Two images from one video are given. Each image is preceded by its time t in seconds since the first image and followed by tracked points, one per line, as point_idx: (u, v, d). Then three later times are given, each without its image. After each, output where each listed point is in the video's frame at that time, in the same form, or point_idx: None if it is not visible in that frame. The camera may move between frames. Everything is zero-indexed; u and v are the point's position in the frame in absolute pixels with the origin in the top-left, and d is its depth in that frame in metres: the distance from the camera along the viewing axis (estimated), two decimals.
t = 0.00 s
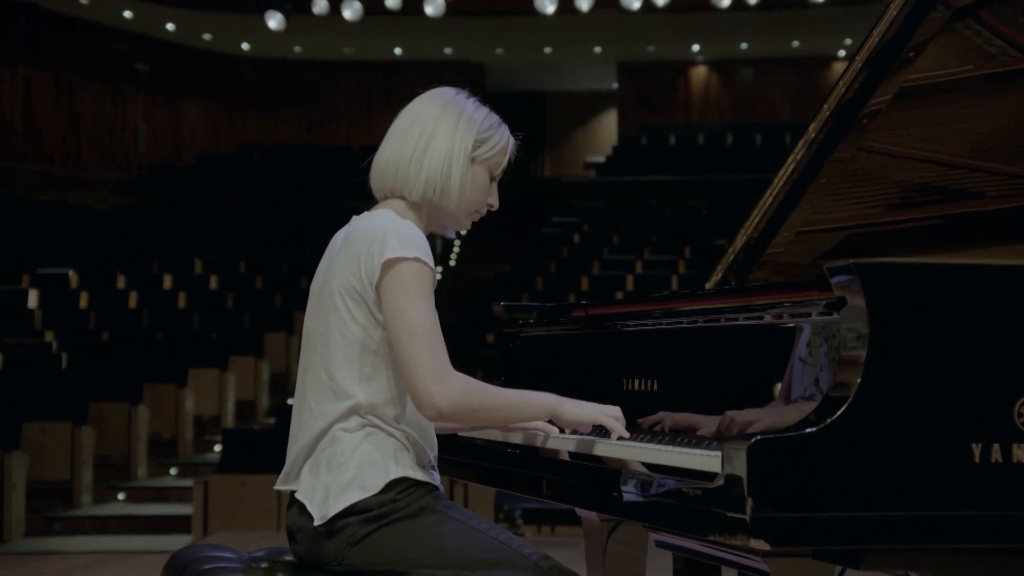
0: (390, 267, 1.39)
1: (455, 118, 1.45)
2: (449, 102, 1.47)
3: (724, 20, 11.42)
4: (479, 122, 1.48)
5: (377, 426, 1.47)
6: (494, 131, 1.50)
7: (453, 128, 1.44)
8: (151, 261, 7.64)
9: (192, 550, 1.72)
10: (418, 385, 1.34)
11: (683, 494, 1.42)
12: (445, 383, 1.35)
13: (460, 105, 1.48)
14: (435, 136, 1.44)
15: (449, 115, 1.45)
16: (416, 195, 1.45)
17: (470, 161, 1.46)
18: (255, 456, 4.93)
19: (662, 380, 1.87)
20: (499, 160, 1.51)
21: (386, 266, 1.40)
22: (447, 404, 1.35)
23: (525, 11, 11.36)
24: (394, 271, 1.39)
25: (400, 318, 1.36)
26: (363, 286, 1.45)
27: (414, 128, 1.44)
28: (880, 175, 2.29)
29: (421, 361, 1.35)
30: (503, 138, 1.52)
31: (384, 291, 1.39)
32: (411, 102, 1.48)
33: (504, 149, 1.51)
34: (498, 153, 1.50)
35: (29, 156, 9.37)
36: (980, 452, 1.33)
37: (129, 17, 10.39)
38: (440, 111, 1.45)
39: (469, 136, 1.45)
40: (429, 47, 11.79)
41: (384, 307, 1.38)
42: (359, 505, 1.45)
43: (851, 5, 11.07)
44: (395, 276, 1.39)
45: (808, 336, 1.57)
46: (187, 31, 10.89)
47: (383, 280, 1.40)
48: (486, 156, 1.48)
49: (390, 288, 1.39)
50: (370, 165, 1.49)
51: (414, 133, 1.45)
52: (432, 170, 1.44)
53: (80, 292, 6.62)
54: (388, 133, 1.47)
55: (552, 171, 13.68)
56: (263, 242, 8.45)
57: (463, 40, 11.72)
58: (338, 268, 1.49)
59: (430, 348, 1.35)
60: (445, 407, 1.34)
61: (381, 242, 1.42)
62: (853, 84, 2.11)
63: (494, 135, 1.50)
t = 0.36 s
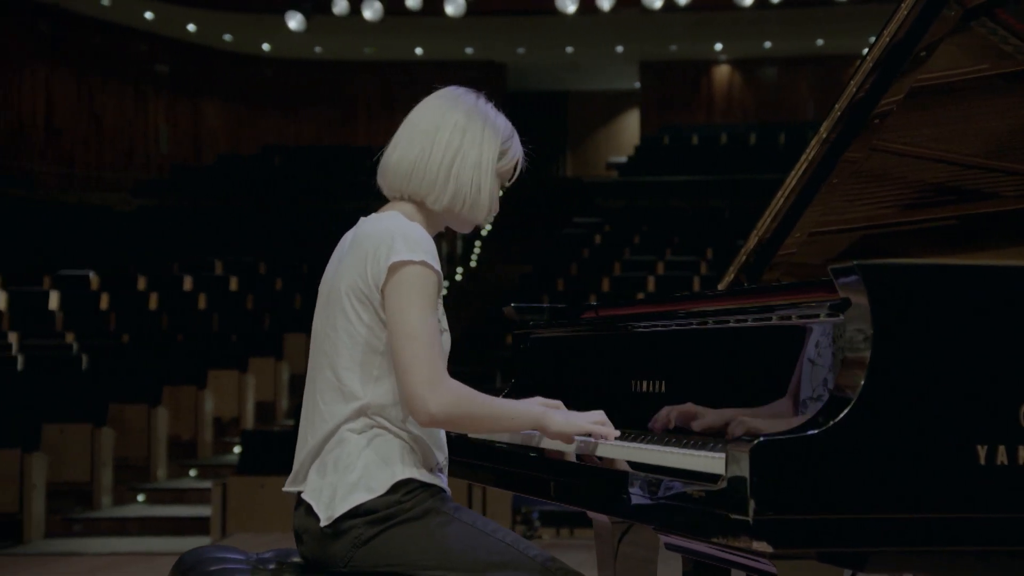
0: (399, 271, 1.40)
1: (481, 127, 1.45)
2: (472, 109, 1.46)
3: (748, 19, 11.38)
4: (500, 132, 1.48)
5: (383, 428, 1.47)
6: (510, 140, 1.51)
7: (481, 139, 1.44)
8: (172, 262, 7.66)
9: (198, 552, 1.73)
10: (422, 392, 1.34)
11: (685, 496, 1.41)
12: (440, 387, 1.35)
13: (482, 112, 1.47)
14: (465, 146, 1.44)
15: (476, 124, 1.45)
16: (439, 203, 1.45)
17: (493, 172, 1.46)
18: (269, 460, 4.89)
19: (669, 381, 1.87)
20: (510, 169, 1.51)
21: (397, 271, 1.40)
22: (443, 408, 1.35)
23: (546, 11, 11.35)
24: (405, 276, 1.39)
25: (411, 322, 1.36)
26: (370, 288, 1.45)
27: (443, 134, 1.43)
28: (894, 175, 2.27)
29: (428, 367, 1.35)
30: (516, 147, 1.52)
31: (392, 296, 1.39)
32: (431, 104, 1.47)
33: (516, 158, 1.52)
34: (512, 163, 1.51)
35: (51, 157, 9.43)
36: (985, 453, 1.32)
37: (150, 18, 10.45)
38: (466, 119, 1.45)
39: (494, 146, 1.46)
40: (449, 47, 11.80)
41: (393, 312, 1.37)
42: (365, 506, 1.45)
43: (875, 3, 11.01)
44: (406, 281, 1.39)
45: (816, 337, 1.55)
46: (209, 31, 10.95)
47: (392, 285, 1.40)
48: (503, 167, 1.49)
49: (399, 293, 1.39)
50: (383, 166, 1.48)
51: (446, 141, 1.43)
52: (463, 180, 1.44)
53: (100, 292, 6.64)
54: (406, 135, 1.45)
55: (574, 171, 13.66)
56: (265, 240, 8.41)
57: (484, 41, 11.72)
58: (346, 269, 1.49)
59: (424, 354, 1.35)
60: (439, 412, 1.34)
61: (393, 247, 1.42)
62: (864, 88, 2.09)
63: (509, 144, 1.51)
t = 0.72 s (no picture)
0: (406, 268, 1.40)
1: (490, 133, 1.45)
2: (483, 116, 1.46)
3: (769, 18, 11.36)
4: (511, 139, 1.48)
5: (390, 425, 1.47)
6: (522, 150, 1.50)
7: (490, 145, 1.44)
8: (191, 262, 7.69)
9: (205, 553, 1.73)
10: (425, 387, 1.34)
11: (688, 497, 1.41)
12: (441, 381, 1.35)
13: (493, 120, 1.47)
14: (471, 152, 1.43)
15: (485, 130, 1.45)
16: (444, 208, 1.45)
17: (500, 179, 1.46)
18: (285, 460, 4.89)
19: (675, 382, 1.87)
20: (522, 178, 1.51)
21: (403, 268, 1.40)
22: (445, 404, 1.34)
23: (565, 9, 11.35)
24: (411, 274, 1.39)
25: (414, 319, 1.36)
26: (378, 287, 1.45)
27: (450, 139, 1.43)
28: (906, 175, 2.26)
29: (431, 363, 1.34)
30: (529, 157, 1.52)
31: (397, 294, 1.39)
32: (444, 109, 1.47)
33: (528, 167, 1.51)
34: (523, 172, 1.50)
35: (69, 158, 9.46)
36: (989, 454, 1.31)
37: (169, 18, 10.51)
38: (476, 126, 1.45)
39: (502, 153, 1.45)
40: (468, 45, 11.81)
41: (398, 309, 1.37)
42: (369, 503, 1.44)
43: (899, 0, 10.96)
44: (411, 279, 1.39)
45: (819, 339, 1.54)
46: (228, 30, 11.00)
47: (398, 283, 1.40)
48: (513, 176, 1.49)
49: (405, 290, 1.39)
50: (393, 170, 1.48)
51: (451, 146, 1.43)
52: (466, 184, 1.43)
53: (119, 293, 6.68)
54: (418, 140, 1.46)
55: (595, 172, 13.60)
56: (262, 241, 8.45)
57: (504, 39, 11.72)
58: (355, 268, 1.49)
59: (430, 350, 1.35)
60: (440, 405, 1.34)
61: (400, 246, 1.42)
62: (873, 86, 2.07)
63: (521, 153, 1.50)
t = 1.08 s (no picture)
0: (413, 270, 1.39)
1: (504, 136, 1.44)
2: (499, 119, 1.45)
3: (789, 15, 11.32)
4: (527, 142, 1.47)
5: (396, 426, 1.46)
6: (539, 153, 1.49)
7: (504, 147, 1.43)
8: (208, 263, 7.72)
9: (209, 553, 1.73)
10: (427, 391, 1.33)
11: (688, 497, 1.41)
12: (446, 386, 1.34)
13: (511, 123, 1.46)
14: (484, 154, 1.42)
15: (500, 132, 1.44)
16: (457, 210, 1.44)
17: (515, 182, 1.45)
18: (299, 460, 4.90)
19: (679, 382, 1.87)
20: (539, 182, 1.50)
21: (411, 270, 1.39)
22: (449, 407, 1.33)
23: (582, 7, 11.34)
24: (418, 275, 1.38)
25: (419, 319, 1.35)
26: (387, 288, 1.44)
27: (465, 140, 1.43)
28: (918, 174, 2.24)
29: (435, 365, 1.33)
30: (547, 160, 1.50)
31: (404, 294, 1.38)
32: (461, 111, 1.47)
33: (546, 171, 1.50)
34: (540, 176, 1.49)
35: (86, 158, 9.51)
36: (990, 456, 1.31)
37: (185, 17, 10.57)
38: (491, 128, 1.44)
39: (516, 156, 1.44)
40: (485, 44, 11.82)
41: (404, 310, 1.36)
42: (372, 504, 1.44)
43: None
44: (419, 281, 1.38)
45: (822, 340, 1.54)
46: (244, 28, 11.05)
47: (406, 284, 1.39)
48: (529, 179, 1.47)
49: (411, 291, 1.38)
50: (409, 171, 1.48)
51: (465, 147, 1.43)
52: (478, 186, 1.42)
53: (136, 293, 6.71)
54: (433, 141, 1.45)
55: (614, 171, 13.58)
56: (260, 242, 8.52)
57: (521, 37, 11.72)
58: (365, 269, 1.49)
59: (436, 350, 1.34)
60: (444, 411, 1.33)
61: (409, 248, 1.42)
62: (881, 86, 2.07)
63: (539, 157, 1.49)
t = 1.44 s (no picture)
0: (402, 268, 1.38)
1: (476, 119, 1.43)
2: (471, 102, 1.45)
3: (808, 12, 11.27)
4: (501, 122, 1.46)
5: (394, 425, 1.46)
6: (515, 131, 1.48)
7: (476, 131, 1.43)
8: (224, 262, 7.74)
9: (211, 553, 1.74)
10: (423, 389, 1.33)
11: (689, 498, 1.39)
12: (443, 384, 1.33)
13: (480, 103, 1.46)
14: (456, 139, 1.42)
15: (471, 115, 1.44)
16: (436, 199, 1.44)
17: (491, 164, 1.44)
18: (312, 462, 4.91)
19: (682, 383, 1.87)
20: (519, 162, 1.49)
21: (400, 268, 1.39)
22: (445, 405, 1.33)
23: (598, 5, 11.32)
24: (408, 274, 1.38)
25: (412, 317, 1.35)
26: (378, 288, 1.44)
27: (436, 127, 1.42)
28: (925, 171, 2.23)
29: (429, 364, 1.33)
30: (523, 139, 1.50)
31: (395, 293, 1.38)
32: (433, 99, 1.46)
33: (524, 149, 1.50)
34: (519, 155, 1.48)
35: (103, 158, 9.55)
36: (989, 458, 1.30)
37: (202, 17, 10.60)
38: (461, 111, 1.44)
39: (490, 137, 1.44)
40: (502, 44, 11.81)
41: (396, 308, 1.36)
42: (372, 504, 1.43)
43: None
44: (409, 278, 1.38)
45: (830, 337, 1.52)
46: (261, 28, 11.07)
47: (396, 282, 1.39)
48: (506, 159, 1.47)
49: (402, 290, 1.38)
50: (389, 165, 1.48)
51: (436, 134, 1.42)
52: (454, 171, 1.42)
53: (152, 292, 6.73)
54: (408, 132, 1.45)
55: (632, 171, 13.56)
56: (264, 241, 8.48)
57: (539, 36, 11.70)
58: (356, 269, 1.49)
59: (431, 347, 1.34)
60: (441, 408, 1.33)
61: (396, 245, 1.41)
62: (887, 86, 2.11)
63: (514, 135, 1.48)
